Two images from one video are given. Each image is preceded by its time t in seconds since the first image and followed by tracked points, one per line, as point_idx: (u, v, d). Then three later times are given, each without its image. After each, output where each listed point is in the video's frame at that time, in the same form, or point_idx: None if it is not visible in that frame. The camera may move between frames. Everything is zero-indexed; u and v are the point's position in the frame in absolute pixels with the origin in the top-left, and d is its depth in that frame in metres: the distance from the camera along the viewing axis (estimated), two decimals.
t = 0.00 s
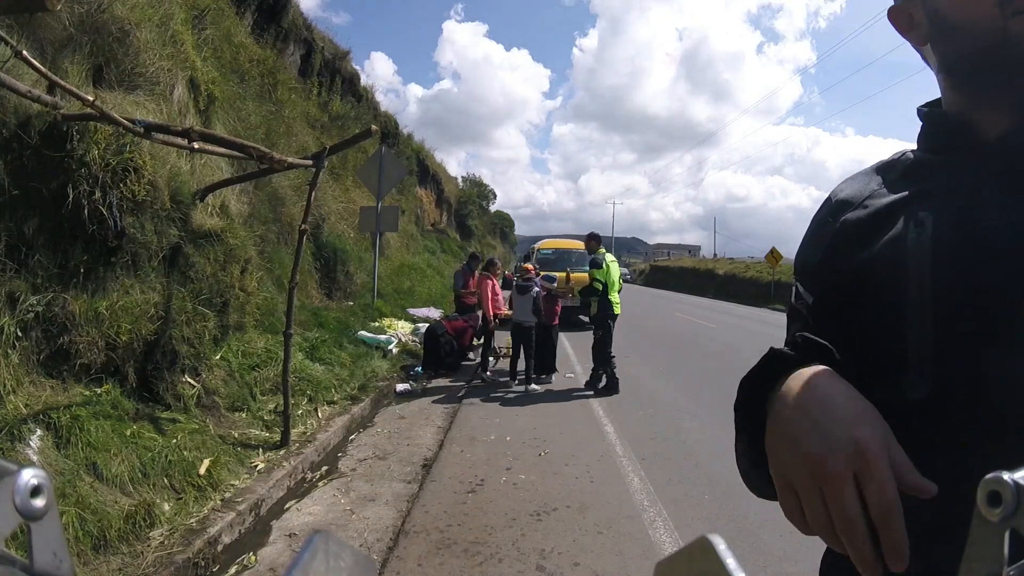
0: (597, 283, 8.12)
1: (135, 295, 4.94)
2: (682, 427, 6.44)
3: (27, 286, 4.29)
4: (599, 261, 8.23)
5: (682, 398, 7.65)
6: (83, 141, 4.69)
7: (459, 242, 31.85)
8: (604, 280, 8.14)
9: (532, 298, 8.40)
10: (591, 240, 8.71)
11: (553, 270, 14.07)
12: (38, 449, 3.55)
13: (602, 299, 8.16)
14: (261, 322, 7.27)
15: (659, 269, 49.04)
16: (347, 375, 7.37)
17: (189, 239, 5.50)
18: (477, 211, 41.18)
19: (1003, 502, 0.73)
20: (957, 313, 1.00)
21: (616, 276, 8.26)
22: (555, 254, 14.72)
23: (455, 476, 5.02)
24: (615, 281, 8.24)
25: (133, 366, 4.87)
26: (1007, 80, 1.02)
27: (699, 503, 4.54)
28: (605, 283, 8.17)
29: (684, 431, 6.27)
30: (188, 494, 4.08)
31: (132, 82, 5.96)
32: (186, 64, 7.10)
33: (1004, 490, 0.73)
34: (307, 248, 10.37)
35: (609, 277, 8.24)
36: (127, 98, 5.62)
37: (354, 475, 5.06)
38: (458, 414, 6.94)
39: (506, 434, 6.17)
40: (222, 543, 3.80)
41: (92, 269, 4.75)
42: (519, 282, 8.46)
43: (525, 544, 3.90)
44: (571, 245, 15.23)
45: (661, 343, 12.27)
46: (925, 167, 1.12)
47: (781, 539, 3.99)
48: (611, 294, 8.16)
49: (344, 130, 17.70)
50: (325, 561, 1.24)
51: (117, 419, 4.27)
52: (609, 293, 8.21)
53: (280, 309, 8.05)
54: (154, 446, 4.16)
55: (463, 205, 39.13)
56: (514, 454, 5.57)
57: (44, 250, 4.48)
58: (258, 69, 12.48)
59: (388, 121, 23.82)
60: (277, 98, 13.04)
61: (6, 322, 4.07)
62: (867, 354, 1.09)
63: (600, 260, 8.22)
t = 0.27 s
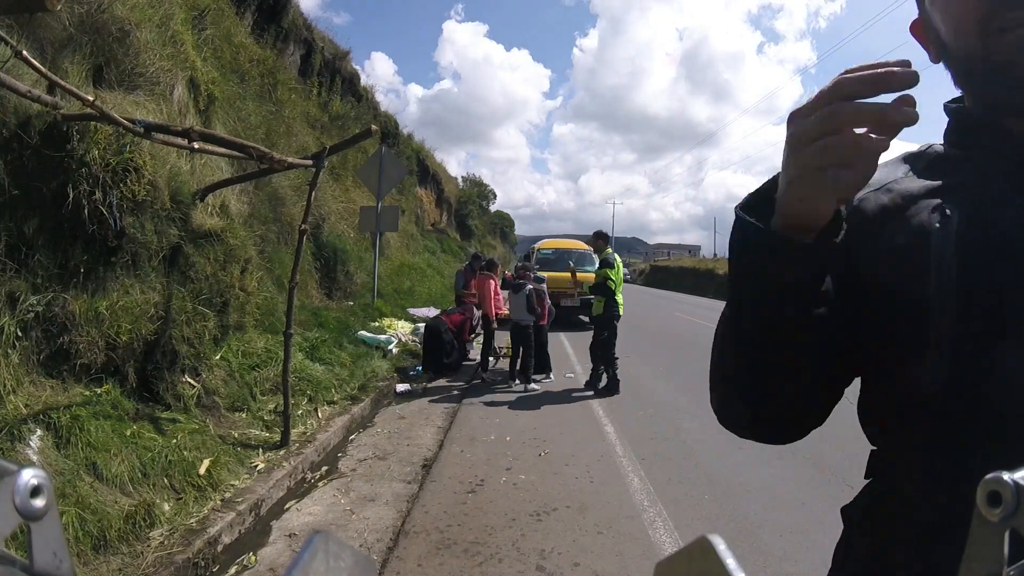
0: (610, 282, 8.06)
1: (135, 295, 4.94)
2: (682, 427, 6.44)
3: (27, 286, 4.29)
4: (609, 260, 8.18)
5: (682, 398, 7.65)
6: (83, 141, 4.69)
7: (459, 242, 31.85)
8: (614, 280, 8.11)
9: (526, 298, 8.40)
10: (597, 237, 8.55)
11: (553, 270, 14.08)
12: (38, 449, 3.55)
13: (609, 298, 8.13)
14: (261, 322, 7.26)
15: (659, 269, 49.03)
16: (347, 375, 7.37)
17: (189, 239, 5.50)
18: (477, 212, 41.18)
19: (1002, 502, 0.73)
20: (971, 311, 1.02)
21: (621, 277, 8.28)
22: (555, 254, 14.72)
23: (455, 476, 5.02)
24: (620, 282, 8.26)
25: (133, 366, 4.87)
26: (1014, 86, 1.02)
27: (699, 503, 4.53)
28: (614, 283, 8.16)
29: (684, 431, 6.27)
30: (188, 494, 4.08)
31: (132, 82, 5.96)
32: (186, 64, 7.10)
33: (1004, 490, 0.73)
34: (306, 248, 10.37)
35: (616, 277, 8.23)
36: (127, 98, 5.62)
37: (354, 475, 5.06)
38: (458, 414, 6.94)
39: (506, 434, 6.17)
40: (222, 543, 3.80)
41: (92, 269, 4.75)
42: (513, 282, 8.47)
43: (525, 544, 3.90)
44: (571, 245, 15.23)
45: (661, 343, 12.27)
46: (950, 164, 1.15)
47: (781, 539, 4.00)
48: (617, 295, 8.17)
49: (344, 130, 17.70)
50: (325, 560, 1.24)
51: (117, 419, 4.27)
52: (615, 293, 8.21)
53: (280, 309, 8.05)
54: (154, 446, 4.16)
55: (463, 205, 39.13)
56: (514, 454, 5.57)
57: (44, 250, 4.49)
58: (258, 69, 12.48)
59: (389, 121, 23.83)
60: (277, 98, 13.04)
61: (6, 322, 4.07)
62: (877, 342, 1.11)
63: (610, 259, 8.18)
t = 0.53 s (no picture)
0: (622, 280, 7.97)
1: (135, 295, 4.94)
2: (682, 427, 6.44)
3: (27, 286, 4.29)
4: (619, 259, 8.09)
5: (682, 398, 7.65)
6: (83, 141, 4.69)
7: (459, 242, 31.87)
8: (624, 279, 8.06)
9: (526, 297, 8.39)
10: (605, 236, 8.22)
11: (553, 270, 14.08)
12: (38, 449, 3.55)
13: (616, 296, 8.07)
14: (261, 322, 7.27)
15: (659, 269, 49.05)
16: (347, 375, 7.37)
17: (189, 239, 5.51)
18: (477, 211, 41.18)
19: (1003, 502, 0.73)
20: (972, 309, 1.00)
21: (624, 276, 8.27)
22: (555, 254, 14.73)
23: (455, 476, 5.03)
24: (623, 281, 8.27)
25: (133, 366, 4.87)
26: (992, 86, 0.97)
27: (698, 503, 4.53)
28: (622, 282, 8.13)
29: (684, 431, 6.28)
30: (188, 494, 4.08)
31: (132, 82, 5.96)
32: (186, 64, 7.10)
33: (1004, 490, 0.73)
34: (306, 248, 10.37)
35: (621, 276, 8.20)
36: (127, 98, 5.62)
37: (354, 475, 5.06)
38: (458, 414, 6.94)
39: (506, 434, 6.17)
40: (222, 543, 3.80)
41: (92, 269, 4.75)
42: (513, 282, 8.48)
43: (525, 544, 3.90)
44: (571, 245, 15.24)
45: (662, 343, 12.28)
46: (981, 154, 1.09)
47: (781, 539, 4.00)
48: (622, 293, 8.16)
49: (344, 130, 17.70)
50: (325, 560, 1.24)
51: (117, 419, 4.27)
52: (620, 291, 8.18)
53: (280, 308, 8.06)
54: (154, 446, 4.16)
55: (463, 205, 39.13)
56: (514, 454, 5.57)
57: (44, 250, 4.49)
58: (258, 69, 12.48)
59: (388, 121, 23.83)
60: (277, 98, 13.04)
61: (6, 322, 4.07)
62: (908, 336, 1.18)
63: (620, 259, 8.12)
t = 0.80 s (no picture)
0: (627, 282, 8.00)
1: (135, 295, 4.94)
2: (682, 427, 6.44)
3: (27, 286, 4.29)
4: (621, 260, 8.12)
5: (681, 398, 7.65)
6: (83, 141, 4.69)
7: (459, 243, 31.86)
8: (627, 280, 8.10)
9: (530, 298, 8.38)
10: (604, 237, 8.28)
11: (553, 270, 14.07)
12: (38, 449, 3.55)
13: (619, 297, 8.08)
14: (261, 322, 7.26)
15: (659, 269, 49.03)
16: (347, 375, 7.37)
17: (189, 239, 5.50)
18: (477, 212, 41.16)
19: (1003, 503, 0.73)
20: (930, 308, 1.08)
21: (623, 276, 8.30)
22: (555, 254, 14.72)
23: (455, 476, 5.03)
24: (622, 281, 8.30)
25: (133, 366, 4.87)
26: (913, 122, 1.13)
27: (698, 503, 4.53)
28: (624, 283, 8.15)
29: (684, 431, 6.28)
30: (188, 494, 4.08)
31: (132, 82, 5.96)
32: (186, 64, 7.10)
33: (1005, 490, 0.73)
34: (306, 248, 10.37)
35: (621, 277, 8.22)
36: (127, 98, 5.63)
37: (354, 475, 5.06)
38: (458, 414, 6.94)
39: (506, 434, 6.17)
40: (222, 543, 3.80)
41: (92, 269, 4.75)
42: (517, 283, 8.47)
43: (525, 544, 3.90)
44: (570, 245, 15.23)
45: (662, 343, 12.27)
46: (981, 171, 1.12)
47: (781, 539, 4.00)
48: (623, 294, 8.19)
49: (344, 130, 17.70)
50: (325, 560, 1.24)
51: (117, 419, 4.27)
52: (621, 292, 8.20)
53: (280, 309, 8.05)
54: (154, 446, 4.16)
55: (462, 205, 39.05)
56: (514, 454, 5.57)
57: (44, 250, 4.49)
58: (258, 69, 12.48)
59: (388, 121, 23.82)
60: (277, 98, 13.04)
61: (6, 322, 4.06)
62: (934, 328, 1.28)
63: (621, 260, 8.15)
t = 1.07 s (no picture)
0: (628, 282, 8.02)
1: (135, 295, 4.94)
2: (681, 427, 6.45)
3: (27, 286, 4.29)
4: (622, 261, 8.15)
5: (681, 398, 7.66)
6: (83, 142, 4.69)
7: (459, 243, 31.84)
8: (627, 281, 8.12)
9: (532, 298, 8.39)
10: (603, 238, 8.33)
11: (553, 270, 14.06)
12: (38, 449, 3.55)
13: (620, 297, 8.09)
14: (261, 322, 7.26)
15: (660, 269, 49.02)
16: (347, 375, 7.37)
17: (189, 239, 5.51)
18: (477, 212, 41.14)
19: (1003, 503, 0.73)
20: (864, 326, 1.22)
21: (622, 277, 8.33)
22: (555, 254, 14.72)
23: (455, 476, 5.03)
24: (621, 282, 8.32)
25: (133, 366, 4.87)
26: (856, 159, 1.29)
27: (698, 503, 4.53)
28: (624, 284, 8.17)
29: (684, 431, 6.28)
30: (188, 494, 4.08)
31: (132, 82, 5.96)
32: (186, 64, 7.10)
33: (1004, 491, 0.73)
34: (306, 248, 10.36)
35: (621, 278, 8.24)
36: (127, 98, 5.63)
37: (354, 475, 5.06)
38: (458, 414, 6.94)
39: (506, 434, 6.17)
40: (222, 543, 3.80)
41: (92, 269, 4.75)
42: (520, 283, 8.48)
43: (525, 544, 3.90)
44: (571, 245, 15.23)
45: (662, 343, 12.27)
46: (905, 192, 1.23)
47: (781, 539, 4.00)
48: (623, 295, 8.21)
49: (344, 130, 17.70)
50: (324, 561, 1.24)
51: (117, 419, 4.27)
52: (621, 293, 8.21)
53: (280, 309, 8.05)
54: (154, 446, 4.16)
55: (463, 205, 39.04)
56: (514, 454, 5.57)
57: (44, 250, 4.49)
58: (258, 69, 12.48)
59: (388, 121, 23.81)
60: (277, 98, 13.04)
61: (6, 322, 4.06)
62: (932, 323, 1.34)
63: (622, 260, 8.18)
